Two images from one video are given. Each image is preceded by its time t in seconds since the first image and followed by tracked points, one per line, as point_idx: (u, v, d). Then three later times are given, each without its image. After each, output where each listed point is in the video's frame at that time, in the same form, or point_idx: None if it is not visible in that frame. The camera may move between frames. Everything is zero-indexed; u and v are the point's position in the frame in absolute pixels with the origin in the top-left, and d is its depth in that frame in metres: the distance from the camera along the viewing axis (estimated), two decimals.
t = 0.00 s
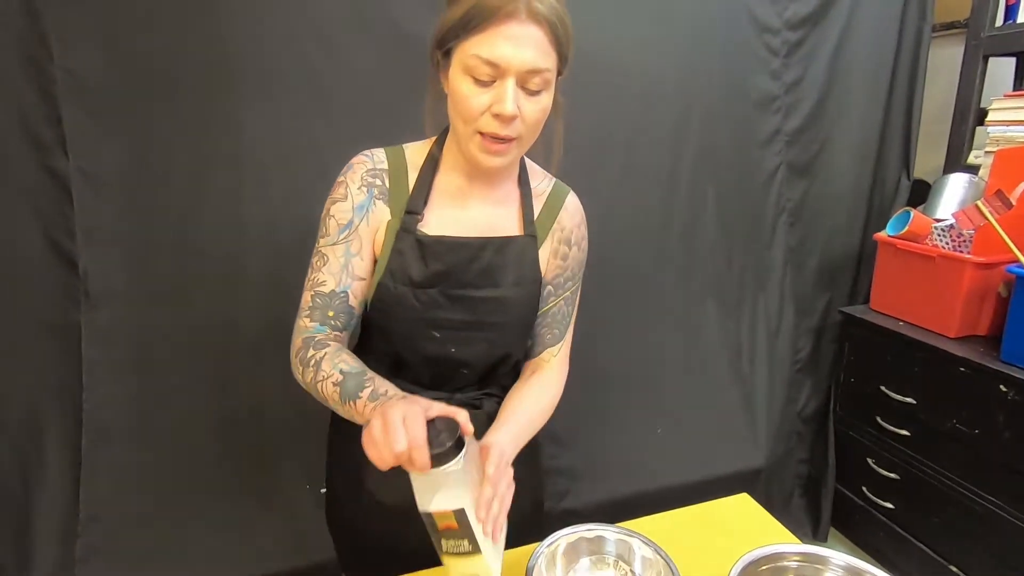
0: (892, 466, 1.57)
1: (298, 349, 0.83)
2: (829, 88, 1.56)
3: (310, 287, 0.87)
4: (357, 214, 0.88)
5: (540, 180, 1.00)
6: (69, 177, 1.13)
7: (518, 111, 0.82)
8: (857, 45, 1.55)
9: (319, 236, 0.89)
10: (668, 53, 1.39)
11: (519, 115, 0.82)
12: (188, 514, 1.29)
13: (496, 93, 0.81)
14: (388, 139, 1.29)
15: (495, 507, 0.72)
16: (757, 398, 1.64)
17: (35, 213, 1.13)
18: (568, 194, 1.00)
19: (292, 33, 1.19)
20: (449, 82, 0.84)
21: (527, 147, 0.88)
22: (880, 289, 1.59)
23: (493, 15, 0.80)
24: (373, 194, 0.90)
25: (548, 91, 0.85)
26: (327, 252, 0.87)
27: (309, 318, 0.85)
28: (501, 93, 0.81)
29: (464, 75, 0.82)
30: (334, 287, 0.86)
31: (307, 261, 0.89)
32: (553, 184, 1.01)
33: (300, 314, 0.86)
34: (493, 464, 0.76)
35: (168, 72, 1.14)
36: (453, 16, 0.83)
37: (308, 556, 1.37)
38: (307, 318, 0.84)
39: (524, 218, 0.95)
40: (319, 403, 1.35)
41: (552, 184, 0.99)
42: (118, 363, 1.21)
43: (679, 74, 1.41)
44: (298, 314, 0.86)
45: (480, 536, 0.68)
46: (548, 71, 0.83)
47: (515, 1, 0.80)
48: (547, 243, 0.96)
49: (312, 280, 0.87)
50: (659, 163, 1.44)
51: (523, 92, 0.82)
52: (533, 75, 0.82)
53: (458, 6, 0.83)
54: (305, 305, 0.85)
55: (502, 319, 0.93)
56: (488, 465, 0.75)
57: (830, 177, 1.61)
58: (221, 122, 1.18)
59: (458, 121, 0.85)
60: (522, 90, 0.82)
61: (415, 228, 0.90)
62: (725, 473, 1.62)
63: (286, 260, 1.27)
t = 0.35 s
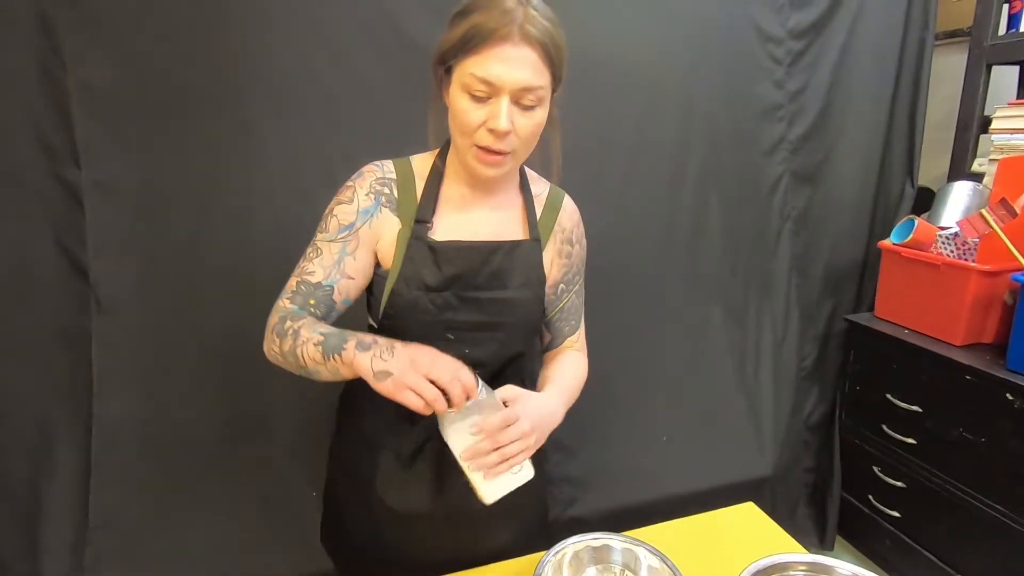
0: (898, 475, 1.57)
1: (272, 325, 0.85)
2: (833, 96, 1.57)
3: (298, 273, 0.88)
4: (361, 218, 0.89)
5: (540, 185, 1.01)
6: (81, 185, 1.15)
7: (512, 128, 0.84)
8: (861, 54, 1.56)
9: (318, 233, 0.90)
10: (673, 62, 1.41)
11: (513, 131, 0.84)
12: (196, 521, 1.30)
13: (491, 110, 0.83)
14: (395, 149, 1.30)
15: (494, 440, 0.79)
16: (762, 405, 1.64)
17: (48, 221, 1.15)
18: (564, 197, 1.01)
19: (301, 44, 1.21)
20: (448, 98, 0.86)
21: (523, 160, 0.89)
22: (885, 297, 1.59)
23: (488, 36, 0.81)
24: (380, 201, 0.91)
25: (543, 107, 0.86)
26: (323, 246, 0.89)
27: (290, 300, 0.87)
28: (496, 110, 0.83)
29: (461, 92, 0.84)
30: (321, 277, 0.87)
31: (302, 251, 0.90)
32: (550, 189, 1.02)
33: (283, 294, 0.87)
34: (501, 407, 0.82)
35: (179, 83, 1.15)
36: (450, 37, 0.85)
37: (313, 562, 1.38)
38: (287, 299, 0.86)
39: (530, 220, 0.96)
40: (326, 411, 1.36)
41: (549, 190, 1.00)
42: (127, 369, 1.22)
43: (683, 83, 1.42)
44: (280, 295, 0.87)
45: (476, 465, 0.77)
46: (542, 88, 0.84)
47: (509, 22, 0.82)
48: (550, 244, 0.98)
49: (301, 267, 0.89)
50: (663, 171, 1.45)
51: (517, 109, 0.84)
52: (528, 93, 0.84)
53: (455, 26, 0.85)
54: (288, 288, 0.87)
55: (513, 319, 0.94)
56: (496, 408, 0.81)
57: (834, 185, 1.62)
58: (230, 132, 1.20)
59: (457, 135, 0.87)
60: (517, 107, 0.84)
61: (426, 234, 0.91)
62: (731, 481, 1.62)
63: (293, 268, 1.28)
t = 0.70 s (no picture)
0: (905, 473, 1.56)
1: (285, 302, 0.88)
2: (839, 93, 1.56)
3: (307, 252, 0.90)
4: (364, 201, 0.90)
5: (537, 169, 1.00)
6: (89, 184, 1.16)
7: (510, 123, 0.84)
8: (868, 51, 1.55)
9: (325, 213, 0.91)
10: (677, 60, 1.40)
11: (511, 127, 0.85)
12: (203, 518, 1.31)
13: (489, 107, 0.83)
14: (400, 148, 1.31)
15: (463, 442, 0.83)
16: (768, 403, 1.64)
17: (56, 220, 1.16)
18: (563, 182, 1.01)
19: (306, 44, 1.21)
20: (447, 93, 0.86)
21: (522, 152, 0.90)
22: (892, 294, 1.58)
23: (484, 33, 0.81)
24: (382, 185, 0.91)
25: (541, 100, 0.87)
26: (329, 228, 0.90)
27: (301, 277, 0.89)
28: (494, 107, 0.83)
29: (460, 88, 0.84)
30: (328, 257, 0.89)
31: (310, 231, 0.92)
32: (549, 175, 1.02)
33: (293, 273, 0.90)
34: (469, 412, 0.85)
35: (185, 82, 1.16)
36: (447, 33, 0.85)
37: (319, 558, 1.39)
38: (299, 277, 0.88)
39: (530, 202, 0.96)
40: (331, 408, 1.37)
41: (548, 175, 1.00)
42: (135, 367, 1.23)
43: (688, 80, 1.42)
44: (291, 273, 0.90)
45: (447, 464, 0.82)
46: (539, 82, 0.85)
47: (506, 19, 0.82)
48: (550, 228, 0.98)
49: (309, 247, 0.90)
50: (668, 168, 1.45)
51: (515, 105, 0.84)
52: (525, 89, 0.84)
53: (452, 22, 0.84)
54: (298, 266, 0.89)
55: (514, 299, 0.94)
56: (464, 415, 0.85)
57: (840, 182, 1.61)
58: (234, 130, 1.21)
59: (458, 130, 0.87)
60: (515, 103, 0.84)
61: (428, 220, 0.91)
62: (736, 479, 1.62)
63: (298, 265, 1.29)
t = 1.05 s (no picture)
0: (909, 471, 1.56)
1: (322, 281, 0.93)
2: (844, 89, 1.55)
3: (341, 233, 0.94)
4: (391, 185, 0.93)
5: (564, 158, 1.00)
6: (92, 181, 1.16)
7: (524, 108, 0.85)
8: (873, 46, 1.54)
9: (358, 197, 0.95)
10: (681, 56, 1.39)
11: (524, 112, 0.86)
12: (207, 514, 1.31)
13: (504, 92, 0.85)
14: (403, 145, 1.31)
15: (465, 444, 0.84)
16: (772, 400, 1.63)
17: (60, 217, 1.17)
18: (588, 171, 1.01)
19: (308, 41, 1.21)
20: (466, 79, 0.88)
21: (541, 138, 0.91)
22: (897, 291, 1.58)
23: (498, 19, 0.82)
24: (408, 171, 0.94)
25: (557, 86, 0.87)
26: (360, 211, 0.93)
27: (336, 256, 0.94)
28: (507, 92, 0.84)
29: (477, 73, 0.85)
30: (360, 238, 0.93)
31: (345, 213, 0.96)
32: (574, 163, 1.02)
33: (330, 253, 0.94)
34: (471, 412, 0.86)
35: (187, 79, 1.16)
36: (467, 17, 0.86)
37: (322, 556, 1.39)
38: (334, 257, 0.93)
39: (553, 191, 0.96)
40: (334, 406, 1.37)
41: (573, 163, 1.00)
42: (138, 364, 1.23)
43: (692, 76, 1.41)
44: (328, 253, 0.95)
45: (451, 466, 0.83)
46: (554, 68, 0.85)
47: (521, 5, 0.82)
48: (572, 217, 0.98)
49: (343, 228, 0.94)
50: (672, 164, 1.44)
51: (528, 91, 0.85)
52: (540, 74, 0.84)
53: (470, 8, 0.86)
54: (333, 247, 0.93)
55: (535, 284, 0.95)
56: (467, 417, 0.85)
57: (844, 179, 1.61)
58: (236, 127, 1.20)
59: (476, 115, 0.89)
60: (530, 88, 0.85)
61: (449, 206, 0.93)
62: (739, 476, 1.62)
63: (302, 263, 1.29)
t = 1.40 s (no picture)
0: (913, 463, 1.56)
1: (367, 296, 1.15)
2: (848, 79, 1.54)
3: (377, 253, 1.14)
4: (405, 198, 1.08)
5: (575, 150, 1.11)
6: (92, 176, 1.16)
7: (517, 108, 1.01)
8: (878, 36, 1.53)
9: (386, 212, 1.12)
10: (684, 46, 1.38)
11: (519, 109, 1.01)
12: (211, 507, 1.32)
13: (499, 93, 1.00)
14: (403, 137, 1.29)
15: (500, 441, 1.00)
16: (777, 393, 1.63)
17: (61, 212, 1.17)
18: (604, 163, 1.11)
19: (308, 34, 1.20)
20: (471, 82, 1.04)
21: (543, 134, 1.05)
22: (901, 283, 1.56)
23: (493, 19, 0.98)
24: (418, 178, 1.08)
25: (550, 84, 1.01)
26: (388, 227, 1.10)
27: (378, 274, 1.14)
28: (501, 92, 1.00)
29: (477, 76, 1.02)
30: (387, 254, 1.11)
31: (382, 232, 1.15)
32: (588, 154, 1.12)
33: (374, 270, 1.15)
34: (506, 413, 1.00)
35: (186, 72, 1.15)
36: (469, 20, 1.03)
37: (326, 549, 1.39)
38: (374, 275, 1.13)
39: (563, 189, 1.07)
40: (337, 399, 1.34)
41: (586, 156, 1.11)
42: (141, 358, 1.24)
43: (695, 66, 1.40)
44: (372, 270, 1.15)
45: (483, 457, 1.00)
46: (545, 69, 1.00)
47: (512, 10, 0.98)
48: (590, 210, 1.08)
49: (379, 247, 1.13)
50: (675, 156, 1.43)
51: (523, 90, 1.00)
52: (532, 74, 0.99)
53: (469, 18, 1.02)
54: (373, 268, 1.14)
55: (547, 279, 1.05)
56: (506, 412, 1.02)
57: (848, 170, 1.60)
58: (235, 120, 1.20)
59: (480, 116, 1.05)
60: (523, 87, 1.00)
61: (461, 207, 1.05)
62: (742, 468, 1.62)
63: (303, 257, 1.28)
